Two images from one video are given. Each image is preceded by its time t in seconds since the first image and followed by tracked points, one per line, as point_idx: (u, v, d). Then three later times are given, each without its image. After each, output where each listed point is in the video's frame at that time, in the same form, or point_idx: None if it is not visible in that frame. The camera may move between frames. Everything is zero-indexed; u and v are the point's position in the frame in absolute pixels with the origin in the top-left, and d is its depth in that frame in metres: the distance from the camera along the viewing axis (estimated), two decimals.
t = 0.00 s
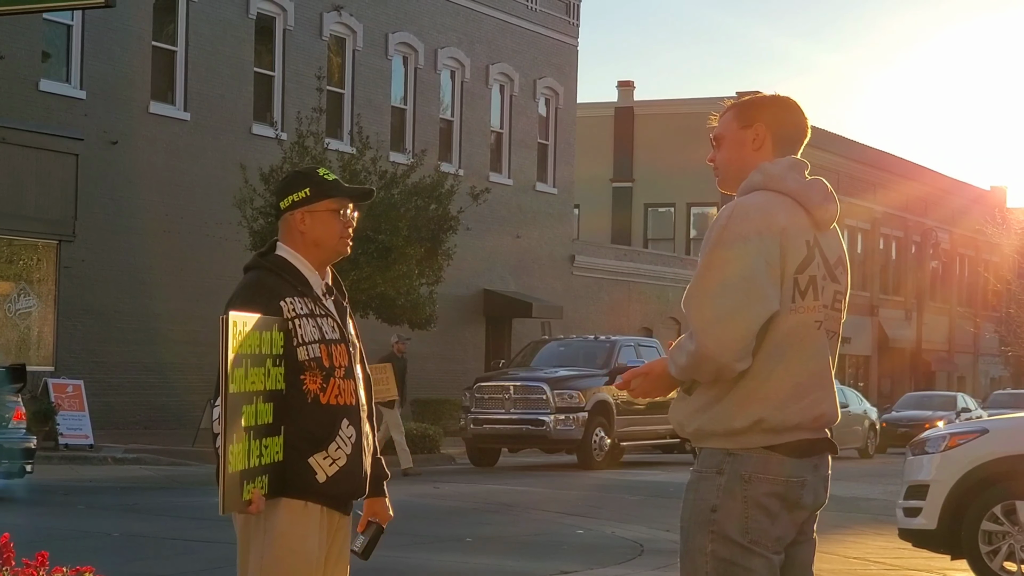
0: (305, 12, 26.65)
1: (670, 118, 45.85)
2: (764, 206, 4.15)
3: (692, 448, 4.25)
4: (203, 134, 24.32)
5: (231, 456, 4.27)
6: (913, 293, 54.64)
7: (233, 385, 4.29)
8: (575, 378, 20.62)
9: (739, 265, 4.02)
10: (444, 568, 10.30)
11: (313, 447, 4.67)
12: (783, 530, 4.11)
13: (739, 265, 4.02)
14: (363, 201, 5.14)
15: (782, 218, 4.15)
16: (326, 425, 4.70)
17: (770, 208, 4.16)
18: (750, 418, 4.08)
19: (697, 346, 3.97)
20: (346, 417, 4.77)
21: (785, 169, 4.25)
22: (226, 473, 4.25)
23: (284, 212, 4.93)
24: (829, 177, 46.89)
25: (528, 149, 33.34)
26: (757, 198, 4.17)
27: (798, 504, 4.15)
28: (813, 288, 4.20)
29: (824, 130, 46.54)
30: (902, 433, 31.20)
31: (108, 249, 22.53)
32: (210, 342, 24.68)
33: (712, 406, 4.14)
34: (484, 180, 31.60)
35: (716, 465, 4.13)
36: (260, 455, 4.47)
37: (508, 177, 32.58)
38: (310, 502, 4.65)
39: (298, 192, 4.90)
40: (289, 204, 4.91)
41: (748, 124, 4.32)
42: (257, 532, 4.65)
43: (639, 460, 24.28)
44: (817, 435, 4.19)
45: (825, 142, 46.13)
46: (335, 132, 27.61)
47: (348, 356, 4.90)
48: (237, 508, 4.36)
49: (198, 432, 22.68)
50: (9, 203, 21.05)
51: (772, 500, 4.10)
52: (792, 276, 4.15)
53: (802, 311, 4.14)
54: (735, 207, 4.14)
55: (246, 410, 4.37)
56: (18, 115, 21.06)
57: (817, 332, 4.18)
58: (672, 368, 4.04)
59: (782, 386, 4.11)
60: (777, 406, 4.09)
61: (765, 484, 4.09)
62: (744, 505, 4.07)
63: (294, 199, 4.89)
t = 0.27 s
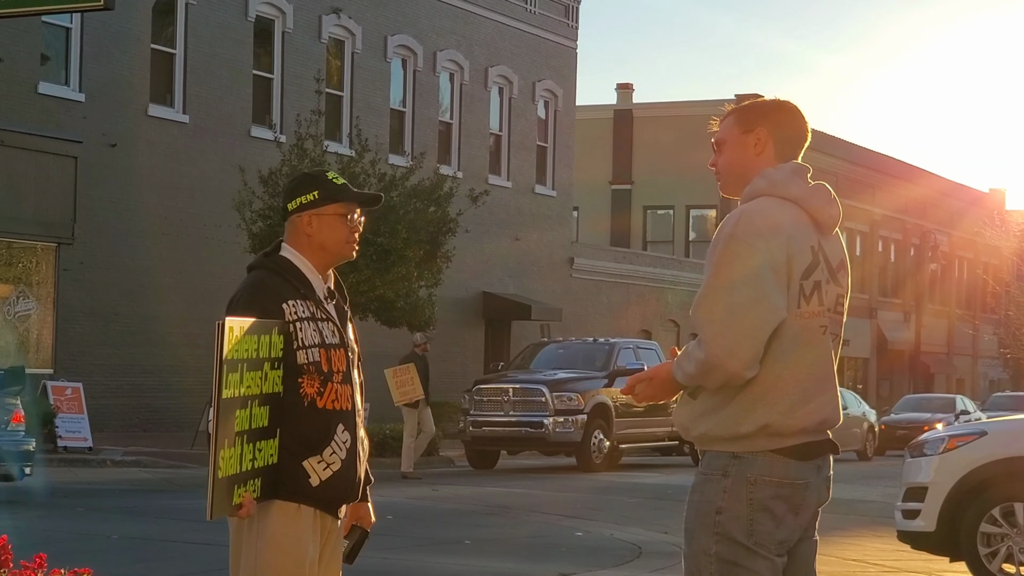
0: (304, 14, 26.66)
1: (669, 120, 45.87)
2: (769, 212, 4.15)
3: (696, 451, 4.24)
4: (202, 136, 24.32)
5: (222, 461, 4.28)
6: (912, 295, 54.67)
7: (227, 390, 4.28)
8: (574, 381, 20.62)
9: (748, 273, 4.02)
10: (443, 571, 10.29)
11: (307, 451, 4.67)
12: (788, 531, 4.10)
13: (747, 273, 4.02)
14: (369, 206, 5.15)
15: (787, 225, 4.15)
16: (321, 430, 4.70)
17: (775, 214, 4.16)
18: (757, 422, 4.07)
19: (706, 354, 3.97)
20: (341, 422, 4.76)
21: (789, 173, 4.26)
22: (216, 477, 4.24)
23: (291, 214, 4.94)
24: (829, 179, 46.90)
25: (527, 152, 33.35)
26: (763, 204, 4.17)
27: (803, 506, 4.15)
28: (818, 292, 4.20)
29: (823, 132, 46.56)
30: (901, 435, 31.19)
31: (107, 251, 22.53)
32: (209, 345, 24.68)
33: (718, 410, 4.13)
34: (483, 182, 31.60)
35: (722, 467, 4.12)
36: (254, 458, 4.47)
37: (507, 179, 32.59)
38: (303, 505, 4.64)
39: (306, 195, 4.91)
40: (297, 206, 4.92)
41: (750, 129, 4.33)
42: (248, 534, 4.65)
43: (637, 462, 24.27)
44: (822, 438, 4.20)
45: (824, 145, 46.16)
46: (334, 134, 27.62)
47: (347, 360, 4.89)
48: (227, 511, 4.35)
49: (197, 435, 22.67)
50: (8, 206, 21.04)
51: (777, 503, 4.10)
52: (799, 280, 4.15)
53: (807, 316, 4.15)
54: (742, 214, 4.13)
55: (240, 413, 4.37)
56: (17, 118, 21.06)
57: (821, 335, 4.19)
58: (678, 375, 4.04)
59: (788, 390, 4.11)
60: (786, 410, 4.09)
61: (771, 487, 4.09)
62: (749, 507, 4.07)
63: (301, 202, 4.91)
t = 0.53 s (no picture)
0: (302, 15, 26.67)
1: (667, 121, 45.88)
2: (771, 213, 4.16)
3: (684, 449, 4.25)
4: (201, 138, 24.33)
5: (228, 459, 4.28)
6: (910, 296, 54.70)
7: (234, 388, 4.30)
8: (572, 382, 20.63)
9: (745, 274, 4.03)
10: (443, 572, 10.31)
11: (306, 451, 4.68)
12: (773, 531, 4.12)
13: (745, 273, 4.03)
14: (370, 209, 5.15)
15: (787, 228, 4.16)
16: (320, 429, 4.71)
17: (775, 215, 4.17)
18: (746, 423, 4.08)
19: (700, 353, 3.98)
20: (340, 421, 4.78)
21: (791, 176, 4.27)
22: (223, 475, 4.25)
23: (291, 215, 4.95)
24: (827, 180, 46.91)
25: (525, 153, 33.37)
26: (764, 205, 4.18)
27: (788, 506, 4.17)
28: (812, 296, 4.22)
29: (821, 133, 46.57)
30: (899, 436, 31.24)
31: (105, 252, 22.54)
32: (208, 346, 24.68)
33: (708, 409, 4.14)
34: (482, 183, 31.62)
35: (709, 466, 4.13)
36: (256, 456, 4.48)
37: (506, 180, 32.60)
38: (302, 504, 4.65)
39: (307, 197, 4.92)
40: (296, 207, 4.93)
41: (752, 130, 4.34)
42: (247, 533, 4.64)
43: (635, 463, 24.29)
44: (809, 441, 4.21)
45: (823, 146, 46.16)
46: (333, 135, 27.63)
47: (346, 360, 4.91)
48: (230, 509, 4.35)
49: (196, 436, 22.68)
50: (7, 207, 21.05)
51: (763, 502, 4.11)
52: (795, 282, 4.16)
53: (801, 318, 4.16)
54: (743, 215, 4.14)
55: (246, 411, 4.37)
56: (16, 119, 21.07)
57: (814, 338, 4.20)
58: (671, 372, 4.04)
59: (780, 391, 4.12)
60: (776, 412, 4.10)
61: (758, 487, 4.11)
62: (738, 506, 4.08)
63: (301, 203, 4.91)
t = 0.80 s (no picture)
0: (300, 16, 26.67)
1: (665, 121, 45.88)
2: (765, 209, 4.16)
3: (678, 448, 4.24)
4: (199, 138, 24.33)
5: (228, 460, 4.28)
6: (908, 296, 54.73)
7: (234, 389, 4.29)
8: (571, 381, 20.62)
9: (738, 268, 4.04)
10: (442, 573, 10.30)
11: (307, 452, 4.67)
12: (767, 532, 4.12)
13: (738, 267, 4.04)
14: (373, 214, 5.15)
15: (782, 223, 4.17)
16: (321, 431, 4.70)
17: (771, 210, 4.17)
18: (739, 418, 4.09)
19: (693, 347, 3.98)
20: (340, 423, 4.77)
21: (785, 174, 4.27)
22: (223, 475, 4.25)
23: (293, 218, 4.95)
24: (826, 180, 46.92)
25: (524, 153, 33.36)
26: (758, 202, 4.19)
27: (783, 505, 4.17)
28: (807, 292, 4.22)
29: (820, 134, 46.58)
30: (898, 436, 31.26)
31: (104, 253, 22.53)
32: (207, 346, 24.67)
33: (702, 405, 4.14)
34: (480, 183, 31.62)
35: (703, 465, 4.13)
36: (257, 458, 4.47)
37: (504, 180, 32.60)
38: (304, 505, 4.65)
39: (309, 200, 4.92)
40: (299, 211, 4.93)
41: (748, 129, 4.34)
42: (248, 534, 4.64)
43: (634, 463, 24.29)
44: (803, 439, 4.21)
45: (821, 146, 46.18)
46: (331, 136, 27.61)
47: (347, 362, 4.90)
48: (232, 510, 4.35)
49: (194, 436, 22.68)
50: (6, 208, 21.04)
51: (758, 501, 4.11)
52: (790, 279, 4.16)
53: (796, 314, 4.16)
54: (737, 209, 4.14)
55: (246, 413, 4.37)
56: (14, 120, 21.06)
57: (809, 334, 4.20)
58: (665, 367, 4.04)
59: (773, 388, 4.12)
60: (769, 408, 4.10)
61: (753, 485, 4.11)
62: (734, 506, 4.08)
63: (304, 207, 4.91)
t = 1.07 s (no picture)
0: (297, 16, 26.66)
1: (663, 122, 45.87)
2: (747, 205, 4.16)
3: (682, 450, 4.25)
4: (197, 139, 24.32)
5: (222, 461, 4.28)
6: (906, 296, 54.76)
7: (226, 390, 4.29)
8: (568, 381, 20.62)
9: (721, 263, 4.04)
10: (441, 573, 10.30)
11: (308, 452, 4.67)
12: (774, 530, 4.11)
13: (721, 262, 4.04)
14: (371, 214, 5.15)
15: (764, 217, 4.17)
16: (321, 431, 4.70)
17: (754, 206, 4.17)
18: (739, 414, 4.09)
19: (683, 345, 3.99)
20: (340, 424, 4.76)
21: (766, 168, 4.27)
22: (216, 476, 4.25)
23: (291, 220, 4.95)
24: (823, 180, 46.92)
25: (521, 153, 33.36)
26: (740, 197, 4.19)
27: (791, 503, 4.16)
28: (797, 284, 4.22)
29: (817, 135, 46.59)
30: (895, 436, 31.28)
31: (102, 254, 22.52)
32: (205, 347, 24.66)
33: (700, 405, 4.15)
34: (478, 183, 31.62)
35: (708, 466, 4.13)
36: (255, 458, 4.48)
37: (502, 180, 32.60)
38: (307, 506, 4.65)
39: (306, 202, 4.92)
40: (296, 212, 4.93)
41: (729, 129, 4.35)
42: (251, 537, 4.65)
43: (632, 464, 24.30)
44: (805, 431, 4.20)
45: (818, 146, 46.20)
46: (329, 136, 27.60)
47: (347, 363, 4.89)
48: (230, 511, 4.35)
49: (192, 436, 22.67)
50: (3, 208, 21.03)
51: (766, 499, 4.11)
52: (778, 272, 4.17)
53: (786, 307, 4.16)
54: (719, 206, 4.15)
55: (241, 413, 4.37)
56: (12, 120, 21.05)
57: (802, 328, 4.20)
58: (659, 369, 4.05)
59: (768, 381, 4.12)
60: (766, 402, 4.10)
61: (760, 484, 4.10)
62: (737, 507, 4.07)
63: (301, 208, 4.92)
